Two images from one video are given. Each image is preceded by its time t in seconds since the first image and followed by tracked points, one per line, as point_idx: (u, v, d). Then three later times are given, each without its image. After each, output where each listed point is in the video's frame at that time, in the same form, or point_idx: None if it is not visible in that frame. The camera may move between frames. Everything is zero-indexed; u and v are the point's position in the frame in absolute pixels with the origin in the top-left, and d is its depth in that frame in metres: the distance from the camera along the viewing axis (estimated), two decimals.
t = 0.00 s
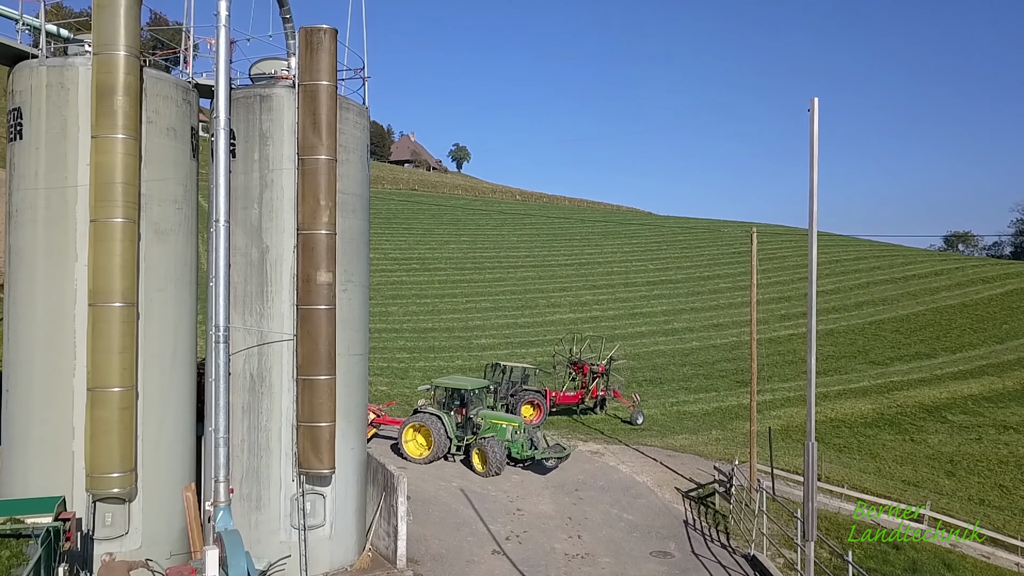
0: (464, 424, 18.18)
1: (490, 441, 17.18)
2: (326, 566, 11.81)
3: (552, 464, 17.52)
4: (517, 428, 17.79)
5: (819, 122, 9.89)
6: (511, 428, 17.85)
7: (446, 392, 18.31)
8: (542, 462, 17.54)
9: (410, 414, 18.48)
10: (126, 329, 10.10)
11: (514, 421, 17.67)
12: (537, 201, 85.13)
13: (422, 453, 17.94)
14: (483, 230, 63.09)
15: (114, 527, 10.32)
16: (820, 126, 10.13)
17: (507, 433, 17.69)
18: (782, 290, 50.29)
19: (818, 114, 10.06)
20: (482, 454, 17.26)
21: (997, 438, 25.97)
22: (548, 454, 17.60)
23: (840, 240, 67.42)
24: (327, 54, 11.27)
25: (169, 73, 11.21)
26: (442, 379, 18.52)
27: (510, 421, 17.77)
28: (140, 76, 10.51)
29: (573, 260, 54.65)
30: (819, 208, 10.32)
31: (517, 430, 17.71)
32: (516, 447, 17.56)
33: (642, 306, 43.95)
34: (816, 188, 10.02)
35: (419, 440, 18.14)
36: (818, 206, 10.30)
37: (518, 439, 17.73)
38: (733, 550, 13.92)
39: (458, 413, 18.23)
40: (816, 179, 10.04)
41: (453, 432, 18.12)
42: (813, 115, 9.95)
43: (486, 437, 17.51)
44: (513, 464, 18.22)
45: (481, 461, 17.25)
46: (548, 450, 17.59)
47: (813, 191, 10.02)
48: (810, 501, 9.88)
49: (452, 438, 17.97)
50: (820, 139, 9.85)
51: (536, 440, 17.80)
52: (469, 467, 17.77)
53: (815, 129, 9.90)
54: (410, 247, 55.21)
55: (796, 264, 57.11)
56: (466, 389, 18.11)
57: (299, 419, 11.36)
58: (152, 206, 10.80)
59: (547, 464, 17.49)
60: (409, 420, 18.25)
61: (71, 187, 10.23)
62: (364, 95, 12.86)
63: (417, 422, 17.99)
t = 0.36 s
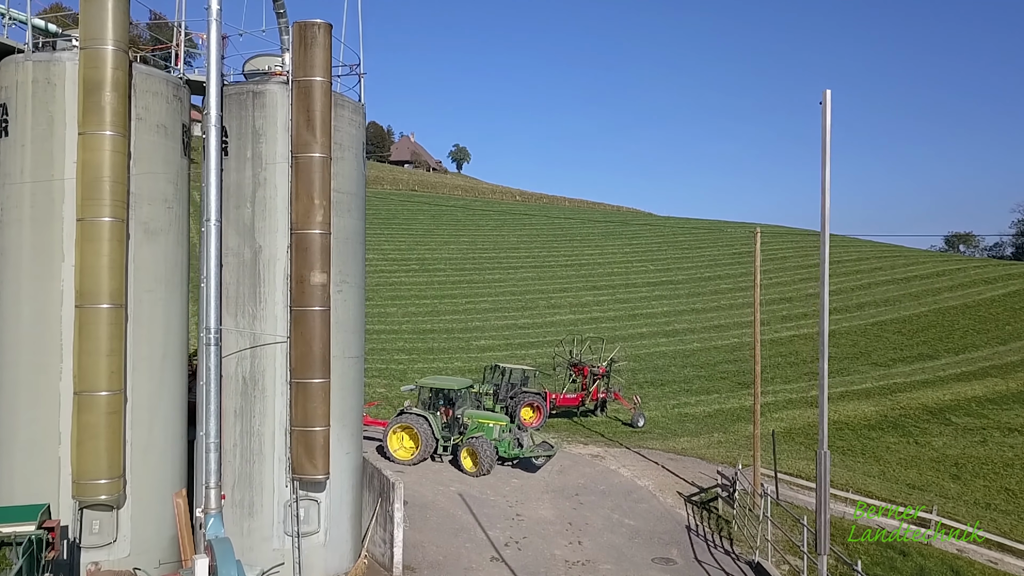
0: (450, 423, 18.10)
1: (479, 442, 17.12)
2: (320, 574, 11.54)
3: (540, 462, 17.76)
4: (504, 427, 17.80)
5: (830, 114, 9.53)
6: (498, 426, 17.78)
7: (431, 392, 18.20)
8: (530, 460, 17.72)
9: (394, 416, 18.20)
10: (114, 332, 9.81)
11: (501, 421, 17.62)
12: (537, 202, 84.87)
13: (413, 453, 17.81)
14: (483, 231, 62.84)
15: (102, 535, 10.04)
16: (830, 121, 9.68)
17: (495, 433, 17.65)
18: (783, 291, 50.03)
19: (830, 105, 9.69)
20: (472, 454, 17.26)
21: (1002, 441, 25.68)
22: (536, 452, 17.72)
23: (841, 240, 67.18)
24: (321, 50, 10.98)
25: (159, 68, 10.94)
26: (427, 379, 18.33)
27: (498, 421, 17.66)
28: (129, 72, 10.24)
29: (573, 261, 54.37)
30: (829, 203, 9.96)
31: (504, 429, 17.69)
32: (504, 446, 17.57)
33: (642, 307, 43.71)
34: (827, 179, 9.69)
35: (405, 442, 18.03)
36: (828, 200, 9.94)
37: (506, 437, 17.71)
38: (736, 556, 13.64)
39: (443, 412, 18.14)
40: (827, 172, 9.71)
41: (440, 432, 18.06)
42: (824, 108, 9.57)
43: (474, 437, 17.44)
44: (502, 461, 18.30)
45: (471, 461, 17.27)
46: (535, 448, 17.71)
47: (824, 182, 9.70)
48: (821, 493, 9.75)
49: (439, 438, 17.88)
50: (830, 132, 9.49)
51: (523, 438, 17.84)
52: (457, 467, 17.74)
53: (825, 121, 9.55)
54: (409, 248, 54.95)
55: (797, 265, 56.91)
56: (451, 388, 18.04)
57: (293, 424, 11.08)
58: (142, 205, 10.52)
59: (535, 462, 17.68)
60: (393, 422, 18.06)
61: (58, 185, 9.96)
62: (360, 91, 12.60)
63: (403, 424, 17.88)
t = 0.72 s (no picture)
0: (438, 421, 17.89)
1: (471, 440, 17.00)
2: None
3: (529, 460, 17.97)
4: (493, 424, 17.77)
5: (844, 98, 9.48)
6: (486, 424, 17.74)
7: (418, 390, 17.94)
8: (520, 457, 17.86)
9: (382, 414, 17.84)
10: (100, 329, 9.52)
11: (490, 418, 17.58)
12: (537, 202, 84.59)
13: (404, 451, 17.56)
14: (483, 231, 62.58)
15: (88, 537, 9.75)
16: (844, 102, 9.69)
17: (484, 430, 17.61)
18: (785, 291, 49.75)
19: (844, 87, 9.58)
20: (464, 451, 17.07)
21: (1007, 441, 25.38)
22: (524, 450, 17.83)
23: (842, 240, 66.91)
24: (315, 39, 10.68)
25: (148, 59, 10.66)
26: (415, 377, 18.07)
27: (487, 418, 17.63)
28: (117, 61, 9.96)
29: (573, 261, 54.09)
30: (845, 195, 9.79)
31: (492, 427, 17.69)
32: (494, 444, 17.55)
33: (643, 307, 43.42)
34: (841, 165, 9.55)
35: (393, 443, 17.78)
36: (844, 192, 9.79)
37: (495, 435, 17.72)
38: (741, 559, 13.35)
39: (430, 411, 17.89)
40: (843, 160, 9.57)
41: (429, 431, 17.82)
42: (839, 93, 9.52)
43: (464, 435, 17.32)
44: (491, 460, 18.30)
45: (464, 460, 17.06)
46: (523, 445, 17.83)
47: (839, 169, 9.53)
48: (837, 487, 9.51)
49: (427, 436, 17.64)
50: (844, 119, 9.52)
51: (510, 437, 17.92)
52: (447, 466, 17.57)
53: (839, 105, 9.52)
54: (409, 248, 54.68)
55: (798, 265, 56.65)
56: (439, 386, 17.81)
57: (286, 423, 10.79)
58: (131, 198, 10.24)
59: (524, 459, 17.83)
60: (379, 421, 17.71)
61: (43, 178, 9.68)
62: (356, 84, 12.32)
63: (391, 423, 17.62)
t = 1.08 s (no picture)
0: (428, 419, 17.79)
1: (463, 436, 16.83)
2: None
3: (522, 458, 17.84)
4: (485, 422, 17.42)
5: (861, 72, 9.51)
6: (478, 421, 17.34)
7: (409, 387, 17.92)
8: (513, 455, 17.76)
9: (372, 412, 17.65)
10: (87, 323, 9.23)
11: (481, 416, 17.21)
12: (538, 202, 84.30)
13: (396, 449, 17.23)
14: (483, 230, 62.27)
15: (75, 538, 9.46)
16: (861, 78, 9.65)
17: (475, 428, 17.23)
18: (786, 290, 49.48)
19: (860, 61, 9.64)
20: (458, 449, 16.85)
21: (1013, 441, 25.08)
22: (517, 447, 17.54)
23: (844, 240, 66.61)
24: (309, 27, 10.39)
25: (138, 47, 10.37)
26: (406, 375, 18.03)
27: (478, 416, 17.25)
28: (105, 48, 9.68)
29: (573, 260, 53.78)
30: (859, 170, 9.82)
31: (483, 424, 17.30)
32: (486, 442, 17.21)
33: (643, 306, 43.13)
34: (859, 142, 9.57)
35: (384, 442, 17.47)
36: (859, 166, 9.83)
37: (487, 433, 17.34)
38: (746, 560, 13.06)
39: (421, 409, 17.78)
40: (859, 139, 9.62)
41: (421, 429, 17.70)
42: (855, 66, 9.51)
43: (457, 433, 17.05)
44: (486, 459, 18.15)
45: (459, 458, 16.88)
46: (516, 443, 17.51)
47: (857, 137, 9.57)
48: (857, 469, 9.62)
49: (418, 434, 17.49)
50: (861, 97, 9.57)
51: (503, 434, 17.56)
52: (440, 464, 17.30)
53: (856, 80, 9.54)
54: (408, 247, 54.40)
55: (800, 264, 56.35)
56: (431, 383, 17.75)
57: (279, 421, 10.51)
58: (119, 188, 9.95)
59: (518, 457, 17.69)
60: (370, 420, 17.48)
61: (29, 167, 9.40)
62: (352, 74, 12.05)
63: (382, 421, 17.30)
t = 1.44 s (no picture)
0: (424, 419, 17.42)
1: (461, 437, 16.53)
2: None
3: (520, 458, 17.59)
4: (482, 422, 17.15)
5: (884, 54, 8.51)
6: (476, 421, 17.07)
7: (405, 387, 17.47)
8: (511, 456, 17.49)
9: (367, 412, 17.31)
10: (73, 321, 8.92)
11: (479, 416, 16.97)
12: (538, 202, 84.03)
13: (392, 449, 16.97)
14: (483, 230, 62.00)
15: (61, 542, 9.16)
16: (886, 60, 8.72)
17: (473, 429, 16.98)
18: (788, 291, 49.18)
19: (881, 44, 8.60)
20: (456, 450, 16.55)
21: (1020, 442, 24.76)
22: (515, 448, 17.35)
23: (846, 240, 66.31)
24: (304, 16, 10.06)
25: (127, 36, 10.06)
26: (401, 374, 17.53)
27: (476, 416, 17.00)
28: (92, 37, 9.37)
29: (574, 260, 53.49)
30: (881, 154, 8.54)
31: (481, 425, 17.07)
32: (484, 442, 17.02)
33: (645, 306, 42.84)
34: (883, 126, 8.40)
35: (380, 443, 17.19)
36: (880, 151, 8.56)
37: (485, 433, 17.17)
38: (752, 565, 12.74)
39: (417, 409, 17.40)
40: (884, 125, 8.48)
41: (416, 429, 17.33)
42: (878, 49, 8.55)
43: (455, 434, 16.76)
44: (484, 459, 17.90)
45: (457, 459, 16.55)
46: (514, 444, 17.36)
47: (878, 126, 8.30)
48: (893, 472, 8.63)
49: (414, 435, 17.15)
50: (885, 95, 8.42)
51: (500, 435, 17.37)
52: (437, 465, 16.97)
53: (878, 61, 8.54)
54: (408, 247, 54.13)
55: (801, 264, 56.05)
56: (427, 383, 17.31)
57: (273, 422, 10.19)
58: (108, 182, 9.65)
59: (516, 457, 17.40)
60: (365, 420, 17.11)
61: (14, 160, 9.08)
62: (348, 66, 11.75)
63: (378, 422, 16.99)
